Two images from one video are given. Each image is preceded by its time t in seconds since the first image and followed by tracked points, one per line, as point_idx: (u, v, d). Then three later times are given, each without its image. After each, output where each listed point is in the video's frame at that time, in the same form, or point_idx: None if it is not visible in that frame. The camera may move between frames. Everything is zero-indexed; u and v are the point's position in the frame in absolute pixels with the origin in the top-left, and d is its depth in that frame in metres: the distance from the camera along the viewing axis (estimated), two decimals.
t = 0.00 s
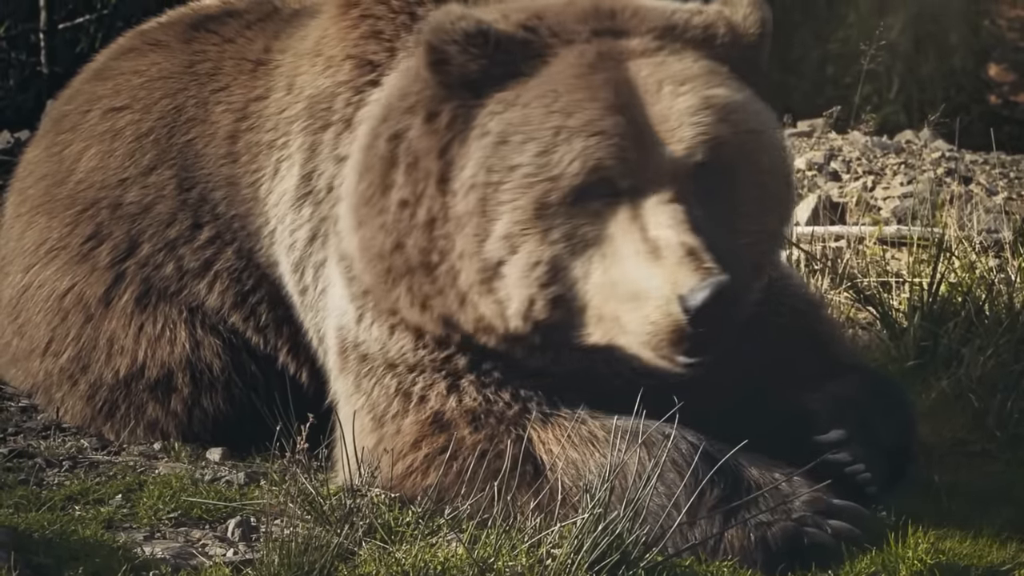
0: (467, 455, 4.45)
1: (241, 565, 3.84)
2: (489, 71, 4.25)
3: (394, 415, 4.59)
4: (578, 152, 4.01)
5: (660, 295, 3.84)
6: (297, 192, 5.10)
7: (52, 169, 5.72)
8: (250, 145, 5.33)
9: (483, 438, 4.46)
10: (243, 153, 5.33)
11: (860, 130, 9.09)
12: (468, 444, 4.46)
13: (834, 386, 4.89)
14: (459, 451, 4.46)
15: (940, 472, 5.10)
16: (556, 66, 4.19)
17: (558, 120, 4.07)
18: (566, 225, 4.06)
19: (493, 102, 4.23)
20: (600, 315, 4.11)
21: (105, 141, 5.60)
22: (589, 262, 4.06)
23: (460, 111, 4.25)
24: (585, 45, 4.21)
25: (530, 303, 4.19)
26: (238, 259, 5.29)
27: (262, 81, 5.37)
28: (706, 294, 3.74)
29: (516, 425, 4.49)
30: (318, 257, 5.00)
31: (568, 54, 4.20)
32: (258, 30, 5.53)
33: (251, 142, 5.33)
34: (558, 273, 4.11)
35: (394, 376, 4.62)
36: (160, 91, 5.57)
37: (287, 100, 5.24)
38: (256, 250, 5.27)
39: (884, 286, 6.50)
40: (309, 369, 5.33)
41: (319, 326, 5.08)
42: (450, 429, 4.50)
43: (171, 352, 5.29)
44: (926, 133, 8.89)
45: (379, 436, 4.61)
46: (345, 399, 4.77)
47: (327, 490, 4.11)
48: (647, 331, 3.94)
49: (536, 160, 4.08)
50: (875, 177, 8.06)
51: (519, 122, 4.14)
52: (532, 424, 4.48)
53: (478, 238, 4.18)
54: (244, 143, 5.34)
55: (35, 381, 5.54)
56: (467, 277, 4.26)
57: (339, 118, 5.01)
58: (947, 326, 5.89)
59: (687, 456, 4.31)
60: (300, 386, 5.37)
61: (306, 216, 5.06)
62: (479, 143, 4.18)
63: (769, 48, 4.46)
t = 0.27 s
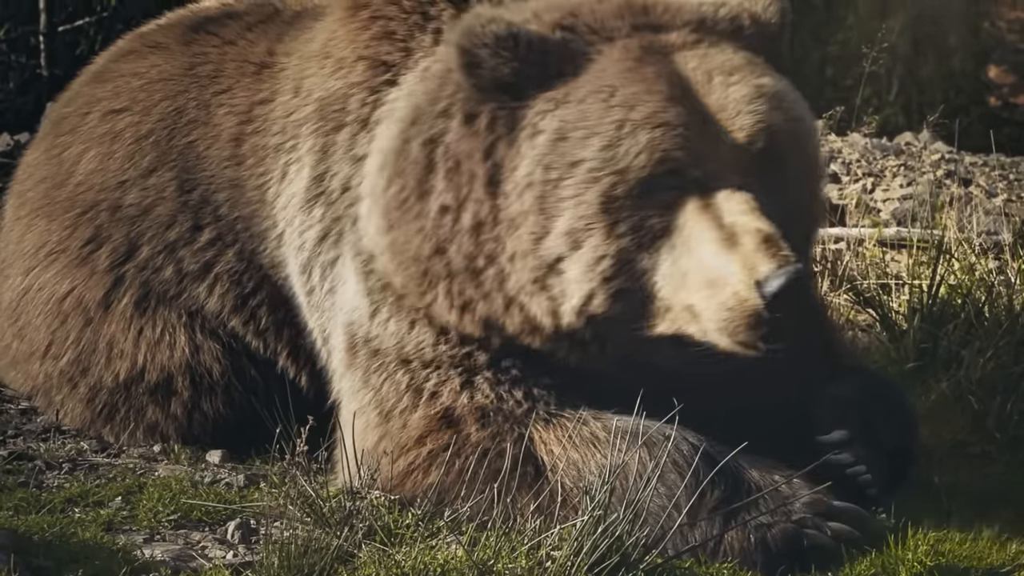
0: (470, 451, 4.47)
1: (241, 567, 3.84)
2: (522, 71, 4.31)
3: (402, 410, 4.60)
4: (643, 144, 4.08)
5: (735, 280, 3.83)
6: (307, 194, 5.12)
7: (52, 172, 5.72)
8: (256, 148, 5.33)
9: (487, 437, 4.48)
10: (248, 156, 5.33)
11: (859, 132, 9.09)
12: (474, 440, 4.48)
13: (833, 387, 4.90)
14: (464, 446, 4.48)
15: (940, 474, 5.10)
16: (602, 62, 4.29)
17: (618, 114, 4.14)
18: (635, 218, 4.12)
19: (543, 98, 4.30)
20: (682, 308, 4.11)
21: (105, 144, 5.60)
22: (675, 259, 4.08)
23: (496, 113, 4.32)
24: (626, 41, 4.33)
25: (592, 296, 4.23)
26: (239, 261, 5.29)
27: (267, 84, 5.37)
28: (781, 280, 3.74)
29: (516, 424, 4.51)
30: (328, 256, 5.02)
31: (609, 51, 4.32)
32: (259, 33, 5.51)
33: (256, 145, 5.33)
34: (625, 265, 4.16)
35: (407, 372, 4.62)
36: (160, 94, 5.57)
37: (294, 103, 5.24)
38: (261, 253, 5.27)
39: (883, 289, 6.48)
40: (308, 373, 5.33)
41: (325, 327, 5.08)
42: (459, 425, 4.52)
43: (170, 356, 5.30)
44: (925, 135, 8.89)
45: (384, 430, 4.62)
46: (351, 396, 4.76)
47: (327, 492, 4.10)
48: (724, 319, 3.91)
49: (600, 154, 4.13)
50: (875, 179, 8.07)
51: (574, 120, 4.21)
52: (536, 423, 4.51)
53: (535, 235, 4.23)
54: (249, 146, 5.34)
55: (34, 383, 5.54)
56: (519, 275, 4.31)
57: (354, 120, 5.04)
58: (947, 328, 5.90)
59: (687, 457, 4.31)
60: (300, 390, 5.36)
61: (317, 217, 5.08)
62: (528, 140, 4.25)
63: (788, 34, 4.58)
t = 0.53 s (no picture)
0: (472, 451, 4.48)
1: (240, 569, 3.84)
2: (545, 69, 4.46)
3: (406, 408, 4.61)
4: (685, 133, 4.21)
5: (785, 263, 3.99)
6: (313, 196, 5.12)
7: (52, 175, 5.72)
8: (259, 152, 5.33)
9: (488, 437, 4.49)
10: (251, 159, 5.34)
11: (858, 134, 9.10)
12: (477, 439, 4.49)
13: (833, 388, 4.97)
14: (467, 445, 4.49)
15: (940, 475, 5.10)
16: (630, 54, 4.45)
17: (656, 104, 4.27)
18: (676, 207, 4.25)
19: (572, 94, 4.43)
20: (724, 294, 4.26)
21: (105, 147, 5.61)
22: (715, 248, 4.24)
23: (523, 110, 4.45)
24: (651, 35, 4.50)
25: (632, 286, 4.33)
26: (240, 264, 5.31)
27: (270, 87, 5.37)
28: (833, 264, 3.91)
29: (517, 424, 4.51)
30: (334, 257, 5.02)
31: (634, 43, 4.49)
32: (261, 36, 5.52)
33: (259, 148, 5.33)
34: (669, 254, 4.28)
35: (415, 370, 4.63)
36: (161, 97, 5.57)
37: (299, 106, 5.23)
38: (262, 255, 5.30)
39: (883, 290, 6.47)
40: (309, 377, 5.36)
41: (329, 328, 5.08)
42: (461, 424, 4.54)
43: (170, 359, 5.29)
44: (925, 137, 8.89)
45: (387, 427, 4.62)
46: (354, 395, 4.77)
47: (326, 493, 4.10)
48: (770, 301, 4.07)
49: (642, 145, 4.24)
50: (874, 181, 8.08)
51: (611, 112, 4.33)
52: (536, 423, 4.51)
53: (572, 229, 4.35)
54: (252, 149, 5.34)
55: (34, 386, 5.54)
56: (554, 267, 4.41)
57: (361, 121, 5.04)
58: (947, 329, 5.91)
59: (687, 459, 4.31)
60: (301, 392, 5.37)
61: (323, 219, 5.08)
62: (561, 135, 4.37)
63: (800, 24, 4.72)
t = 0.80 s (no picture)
0: (471, 453, 4.47)
1: (239, 571, 3.84)
2: (551, 68, 4.49)
3: (407, 408, 4.60)
4: (698, 129, 4.25)
5: (801, 258, 4.03)
6: (315, 199, 5.11)
7: (51, 177, 5.72)
8: (259, 156, 5.33)
9: (488, 439, 4.48)
10: (251, 163, 5.34)
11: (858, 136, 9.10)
12: (477, 440, 4.49)
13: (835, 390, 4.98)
14: (466, 447, 4.49)
15: (939, 476, 5.10)
16: (641, 51, 4.48)
17: (669, 101, 4.31)
18: (690, 203, 4.29)
19: (583, 92, 4.47)
20: (738, 289, 4.30)
21: (104, 150, 5.61)
22: (729, 244, 4.27)
23: (533, 108, 4.51)
24: (661, 32, 4.53)
25: (644, 283, 4.37)
26: (241, 267, 5.30)
27: (270, 91, 5.37)
28: (850, 259, 3.93)
29: (518, 425, 4.50)
30: (337, 260, 5.02)
31: (644, 41, 4.51)
32: (261, 39, 5.52)
33: (259, 152, 5.33)
34: (682, 251, 4.32)
35: (417, 371, 4.63)
36: (160, 100, 5.56)
37: (301, 109, 5.23)
38: (262, 258, 5.30)
39: (882, 292, 6.47)
40: (309, 379, 5.35)
41: (330, 331, 5.07)
42: (462, 426, 4.54)
43: (170, 360, 5.28)
44: (924, 139, 8.89)
45: (387, 430, 4.62)
46: (355, 396, 4.76)
47: (326, 495, 4.10)
48: (786, 296, 4.11)
49: (655, 141, 4.28)
50: (874, 182, 8.09)
51: (624, 109, 4.37)
52: (537, 424, 4.50)
53: (585, 227, 4.40)
54: (253, 153, 5.34)
55: (33, 388, 5.54)
56: (565, 264, 4.46)
57: (364, 122, 5.04)
58: (947, 329, 5.92)
59: (687, 460, 4.30)
60: (302, 393, 5.37)
61: (326, 221, 5.07)
62: (572, 134, 4.43)
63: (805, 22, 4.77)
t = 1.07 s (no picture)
0: (469, 455, 4.47)
1: (239, 573, 3.84)
2: (548, 70, 4.49)
3: (406, 410, 4.61)
4: (697, 132, 4.25)
5: (798, 261, 4.03)
6: (314, 200, 5.09)
7: (50, 178, 5.72)
8: (259, 157, 5.32)
9: (487, 440, 4.48)
10: (251, 164, 5.32)
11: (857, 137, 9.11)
12: (476, 441, 4.49)
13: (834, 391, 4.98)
14: (464, 449, 4.49)
15: (938, 477, 5.10)
16: (639, 54, 4.49)
17: (668, 103, 4.31)
18: (689, 206, 4.29)
19: (582, 95, 4.48)
20: (736, 292, 4.31)
21: (104, 151, 5.60)
22: (727, 247, 4.28)
23: (531, 110, 4.52)
24: (661, 34, 4.53)
25: (643, 286, 4.38)
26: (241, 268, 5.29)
27: (270, 93, 5.36)
28: (843, 262, 3.94)
29: (517, 427, 4.50)
30: (336, 262, 5.01)
31: (644, 44, 4.51)
32: (260, 41, 5.52)
33: (259, 153, 5.32)
34: (680, 254, 4.32)
35: (416, 372, 4.63)
36: (160, 101, 5.56)
37: (300, 110, 5.23)
38: (261, 261, 5.26)
39: (881, 293, 6.47)
40: (309, 380, 5.30)
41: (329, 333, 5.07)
42: (460, 427, 4.54)
43: (169, 361, 5.29)
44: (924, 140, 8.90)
45: (386, 432, 4.62)
46: (354, 397, 4.76)
47: (325, 496, 4.10)
48: (783, 298, 4.12)
49: (654, 144, 4.28)
50: (873, 183, 8.09)
51: (623, 113, 4.37)
52: (535, 426, 4.49)
53: (584, 230, 4.41)
54: (252, 154, 5.33)
55: (33, 389, 5.54)
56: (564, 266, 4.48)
57: (363, 123, 5.04)
58: (946, 330, 5.92)
59: (686, 461, 4.30)
60: (301, 395, 5.33)
61: (325, 223, 5.06)
62: (572, 136, 4.43)
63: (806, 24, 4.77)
